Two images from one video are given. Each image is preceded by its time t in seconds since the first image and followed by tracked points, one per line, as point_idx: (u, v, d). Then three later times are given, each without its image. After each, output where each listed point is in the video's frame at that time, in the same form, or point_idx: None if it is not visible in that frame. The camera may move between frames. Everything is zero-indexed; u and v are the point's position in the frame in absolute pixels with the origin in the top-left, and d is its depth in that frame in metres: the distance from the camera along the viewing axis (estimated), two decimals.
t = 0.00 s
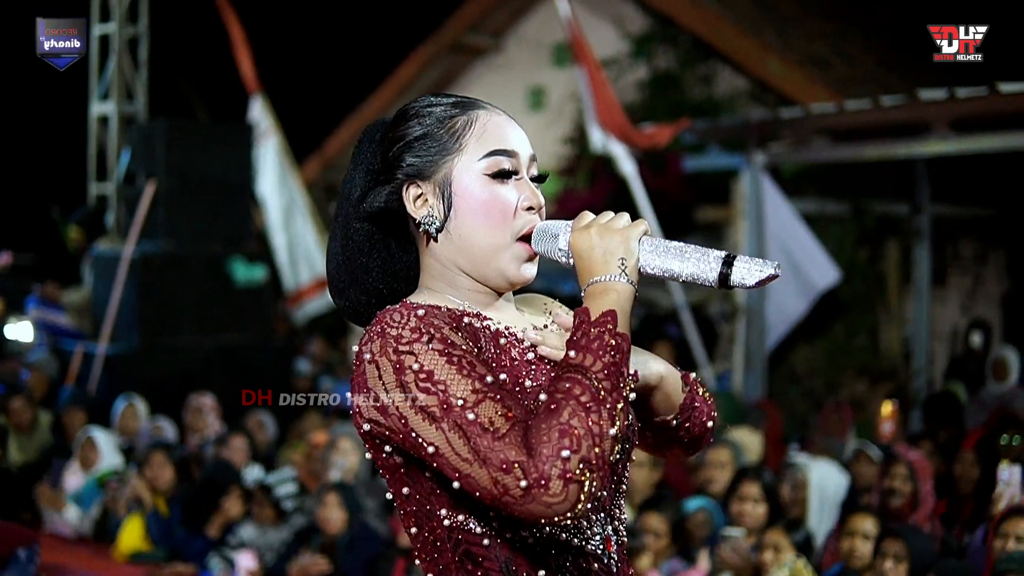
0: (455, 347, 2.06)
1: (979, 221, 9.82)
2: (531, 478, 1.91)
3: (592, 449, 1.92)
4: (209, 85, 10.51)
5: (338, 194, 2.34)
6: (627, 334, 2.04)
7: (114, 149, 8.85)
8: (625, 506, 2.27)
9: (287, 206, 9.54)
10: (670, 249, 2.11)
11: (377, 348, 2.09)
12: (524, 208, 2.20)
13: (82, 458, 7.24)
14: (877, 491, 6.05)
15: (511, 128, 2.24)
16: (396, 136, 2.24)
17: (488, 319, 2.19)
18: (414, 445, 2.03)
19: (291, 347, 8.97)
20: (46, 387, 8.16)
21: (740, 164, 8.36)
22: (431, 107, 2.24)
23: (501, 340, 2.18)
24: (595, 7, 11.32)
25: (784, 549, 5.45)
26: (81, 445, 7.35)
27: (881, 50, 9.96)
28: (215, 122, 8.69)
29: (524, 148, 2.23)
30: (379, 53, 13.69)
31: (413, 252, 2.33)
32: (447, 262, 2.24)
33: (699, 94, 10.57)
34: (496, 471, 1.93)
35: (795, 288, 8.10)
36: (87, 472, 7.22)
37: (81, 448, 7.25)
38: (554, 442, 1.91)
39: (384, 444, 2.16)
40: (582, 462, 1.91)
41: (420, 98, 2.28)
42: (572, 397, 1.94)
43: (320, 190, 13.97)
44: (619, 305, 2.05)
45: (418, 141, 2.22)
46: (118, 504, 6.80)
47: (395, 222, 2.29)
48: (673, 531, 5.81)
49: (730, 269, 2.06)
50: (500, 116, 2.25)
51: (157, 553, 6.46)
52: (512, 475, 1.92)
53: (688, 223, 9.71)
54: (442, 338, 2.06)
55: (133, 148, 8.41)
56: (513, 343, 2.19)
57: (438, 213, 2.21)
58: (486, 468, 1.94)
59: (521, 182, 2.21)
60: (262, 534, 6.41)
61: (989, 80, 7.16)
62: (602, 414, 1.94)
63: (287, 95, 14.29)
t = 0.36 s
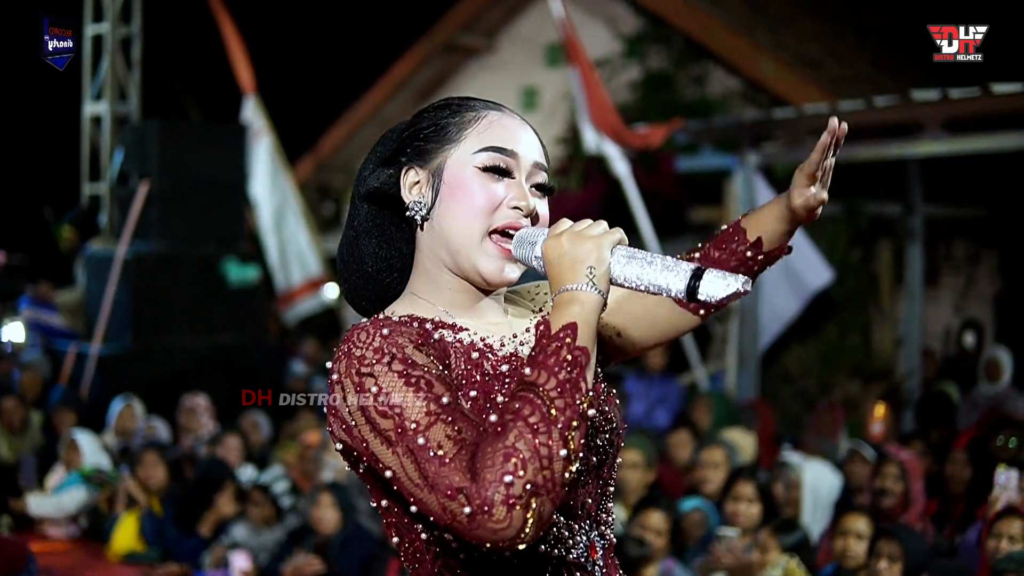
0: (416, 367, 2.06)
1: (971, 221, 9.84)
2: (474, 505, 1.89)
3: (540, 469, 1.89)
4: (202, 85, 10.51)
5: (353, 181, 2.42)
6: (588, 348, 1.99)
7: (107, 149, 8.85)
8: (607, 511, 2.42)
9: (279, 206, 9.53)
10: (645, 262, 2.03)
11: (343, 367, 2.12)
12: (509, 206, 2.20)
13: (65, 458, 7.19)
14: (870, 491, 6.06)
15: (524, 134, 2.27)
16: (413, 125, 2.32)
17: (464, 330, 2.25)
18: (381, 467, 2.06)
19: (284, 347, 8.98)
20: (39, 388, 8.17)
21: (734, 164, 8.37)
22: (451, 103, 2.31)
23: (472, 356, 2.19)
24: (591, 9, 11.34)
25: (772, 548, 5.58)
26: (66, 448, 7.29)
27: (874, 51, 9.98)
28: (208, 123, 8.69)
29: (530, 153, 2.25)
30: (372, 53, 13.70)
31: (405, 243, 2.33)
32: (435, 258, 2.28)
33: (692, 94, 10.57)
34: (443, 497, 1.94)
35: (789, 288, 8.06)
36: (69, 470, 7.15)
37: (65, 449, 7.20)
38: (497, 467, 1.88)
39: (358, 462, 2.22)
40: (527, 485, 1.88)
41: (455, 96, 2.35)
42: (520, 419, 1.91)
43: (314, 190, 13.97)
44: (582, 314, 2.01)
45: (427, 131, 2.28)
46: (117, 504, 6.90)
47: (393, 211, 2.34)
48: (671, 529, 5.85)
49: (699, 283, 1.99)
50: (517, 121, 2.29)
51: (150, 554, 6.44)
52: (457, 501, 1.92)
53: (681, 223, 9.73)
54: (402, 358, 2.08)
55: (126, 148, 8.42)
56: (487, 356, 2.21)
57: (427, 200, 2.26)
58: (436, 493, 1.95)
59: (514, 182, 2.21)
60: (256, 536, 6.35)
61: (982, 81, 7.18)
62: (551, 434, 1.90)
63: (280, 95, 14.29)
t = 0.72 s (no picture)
0: (403, 385, 2.10)
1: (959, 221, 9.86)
2: (458, 531, 1.94)
3: (524, 496, 1.93)
4: (191, 85, 10.49)
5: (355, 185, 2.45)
6: (576, 371, 2.02)
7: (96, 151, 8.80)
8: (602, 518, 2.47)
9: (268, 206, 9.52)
10: (640, 285, 2.08)
11: (331, 382, 2.16)
12: (511, 216, 2.23)
13: (57, 457, 7.17)
14: (859, 490, 6.06)
15: (528, 144, 2.29)
16: (417, 130, 2.35)
17: (454, 339, 2.31)
18: (367, 484, 2.10)
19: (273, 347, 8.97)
20: (27, 388, 8.13)
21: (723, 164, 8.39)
22: (455, 109, 2.34)
23: (460, 371, 2.24)
24: (580, 9, 11.39)
25: (760, 547, 5.64)
26: (58, 446, 7.24)
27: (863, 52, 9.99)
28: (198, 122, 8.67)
29: (534, 163, 2.27)
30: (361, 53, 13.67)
31: (404, 248, 2.37)
32: (434, 268, 2.33)
33: (681, 95, 10.57)
34: (428, 521, 1.98)
35: (777, 288, 8.09)
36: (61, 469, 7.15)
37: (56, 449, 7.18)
38: (482, 494, 1.93)
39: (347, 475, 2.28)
40: (512, 513, 1.92)
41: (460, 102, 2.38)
42: (506, 446, 1.95)
43: (302, 191, 13.93)
44: (570, 336, 2.05)
45: (431, 137, 2.31)
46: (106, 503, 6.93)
47: (393, 215, 2.38)
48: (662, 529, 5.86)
49: (689, 309, 2.01)
50: (523, 130, 2.31)
51: (139, 554, 6.42)
52: (441, 526, 1.96)
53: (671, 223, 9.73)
54: (389, 375, 2.11)
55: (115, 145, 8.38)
56: (475, 370, 2.25)
57: (430, 208, 2.29)
58: (420, 517, 1.99)
59: (518, 192, 2.24)
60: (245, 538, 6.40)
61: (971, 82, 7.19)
62: (536, 462, 1.94)
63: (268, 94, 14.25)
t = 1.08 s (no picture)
0: (397, 391, 2.18)
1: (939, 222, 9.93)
2: (459, 535, 2.02)
3: (524, 500, 2.02)
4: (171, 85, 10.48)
5: (333, 195, 2.50)
6: (571, 375, 2.11)
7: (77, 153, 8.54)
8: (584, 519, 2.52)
9: (249, 208, 9.53)
10: (631, 293, 2.14)
11: (325, 389, 2.23)
12: (498, 222, 2.29)
13: (40, 458, 7.13)
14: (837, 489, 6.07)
15: (506, 146, 2.35)
16: (394, 139, 2.39)
17: (439, 343, 2.39)
18: (363, 488, 2.18)
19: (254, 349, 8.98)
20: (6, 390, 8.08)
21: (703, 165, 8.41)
22: (432, 116, 2.38)
23: (451, 375, 2.32)
24: (560, 10, 11.41)
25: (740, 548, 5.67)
26: (39, 445, 7.20)
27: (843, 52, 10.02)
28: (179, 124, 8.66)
29: (515, 166, 2.33)
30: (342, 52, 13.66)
31: (387, 255, 2.44)
32: (420, 274, 2.40)
33: (661, 96, 10.58)
34: (427, 526, 2.06)
35: (757, 289, 8.11)
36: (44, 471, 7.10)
37: (38, 449, 7.13)
38: (482, 499, 2.01)
39: (340, 479, 2.35)
40: (512, 516, 2.01)
41: (433, 105, 2.42)
42: (504, 451, 2.04)
43: (282, 191, 13.95)
44: (563, 342, 2.13)
45: (410, 147, 2.35)
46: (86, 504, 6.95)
47: (377, 225, 2.43)
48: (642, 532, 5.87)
49: (681, 319, 2.07)
50: (500, 132, 2.37)
51: (120, 557, 6.49)
52: (441, 530, 2.04)
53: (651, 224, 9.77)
54: (382, 381, 2.19)
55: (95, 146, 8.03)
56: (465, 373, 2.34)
57: (415, 218, 2.35)
58: (419, 521, 2.07)
59: (504, 197, 2.30)
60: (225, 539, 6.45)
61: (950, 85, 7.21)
62: (534, 466, 2.03)
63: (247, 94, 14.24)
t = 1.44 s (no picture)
0: (389, 370, 2.20)
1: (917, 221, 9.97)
2: (437, 514, 2.05)
3: (503, 484, 2.04)
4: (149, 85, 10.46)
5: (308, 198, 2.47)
6: (559, 365, 2.13)
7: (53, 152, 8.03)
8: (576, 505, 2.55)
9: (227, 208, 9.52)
10: (613, 283, 2.21)
11: (318, 364, 2.25)
12: (488, 216, 2.28)
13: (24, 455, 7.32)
14: (816, 488, 6.09)
15: (474, 134, 2.31)
16: (360, 154, 2.33)
17: (436, 327, 2.40)
18: (349, 462, 2.20)
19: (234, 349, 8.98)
20: None
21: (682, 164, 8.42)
22: (391, 121, 2.31)
23: (444, 356, 2.34)
24: (540, 10, 11.43)
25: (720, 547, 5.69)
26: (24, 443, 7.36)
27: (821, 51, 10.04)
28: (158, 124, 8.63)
29: (489, 154, 2.30)
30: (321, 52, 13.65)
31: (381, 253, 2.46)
32: (416, 268, 2.41)
33: (640, 96, 10.60)
34: (408, 503, 2.09)
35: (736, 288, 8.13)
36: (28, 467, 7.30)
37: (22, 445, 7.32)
38: (462, 480, 2.03)
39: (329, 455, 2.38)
40: (490, 498, 2.04)
41: (388, 100, 2.35)
42: (487, 434, 2.06)
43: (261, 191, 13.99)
44: (554, 333, 2.15)
45: (381, 162, 2.30)
46: (66, 505, 6.94)
47: (367, 239, 2.44)
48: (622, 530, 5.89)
49: (671, 311, 2.12)
50: (464, 118, 2.32)
51: (100, 556, 6.44)
52: (420, 508, 2.07)
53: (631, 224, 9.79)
54: (375, 360, 2.21)
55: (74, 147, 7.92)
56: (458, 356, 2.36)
57: (406, 226, 2.34)
58: (400, 498, 2.10)
59: (486, 190, 2.29)
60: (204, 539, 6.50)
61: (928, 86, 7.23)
62: (515, 451, 2.05)
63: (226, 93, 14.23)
